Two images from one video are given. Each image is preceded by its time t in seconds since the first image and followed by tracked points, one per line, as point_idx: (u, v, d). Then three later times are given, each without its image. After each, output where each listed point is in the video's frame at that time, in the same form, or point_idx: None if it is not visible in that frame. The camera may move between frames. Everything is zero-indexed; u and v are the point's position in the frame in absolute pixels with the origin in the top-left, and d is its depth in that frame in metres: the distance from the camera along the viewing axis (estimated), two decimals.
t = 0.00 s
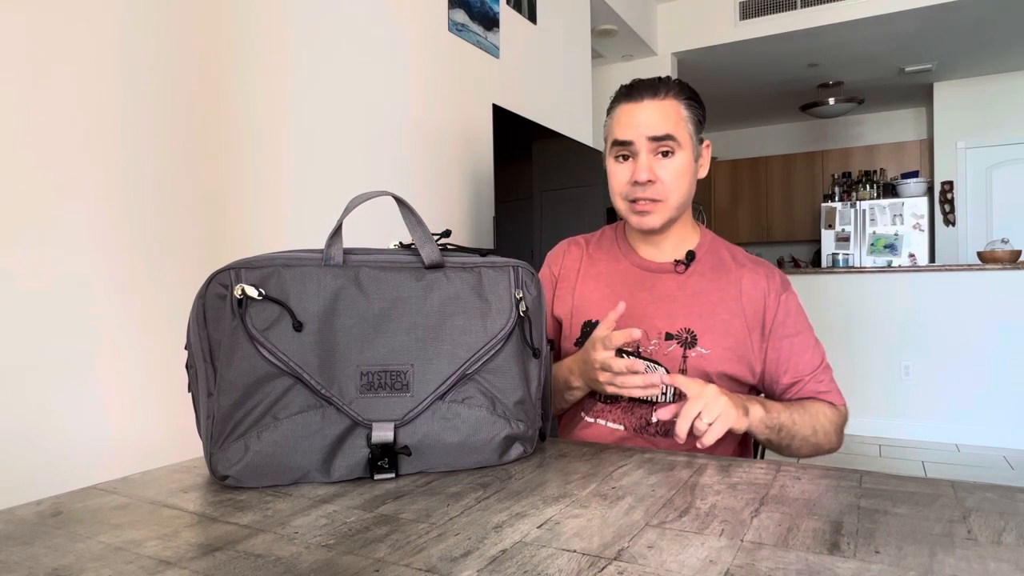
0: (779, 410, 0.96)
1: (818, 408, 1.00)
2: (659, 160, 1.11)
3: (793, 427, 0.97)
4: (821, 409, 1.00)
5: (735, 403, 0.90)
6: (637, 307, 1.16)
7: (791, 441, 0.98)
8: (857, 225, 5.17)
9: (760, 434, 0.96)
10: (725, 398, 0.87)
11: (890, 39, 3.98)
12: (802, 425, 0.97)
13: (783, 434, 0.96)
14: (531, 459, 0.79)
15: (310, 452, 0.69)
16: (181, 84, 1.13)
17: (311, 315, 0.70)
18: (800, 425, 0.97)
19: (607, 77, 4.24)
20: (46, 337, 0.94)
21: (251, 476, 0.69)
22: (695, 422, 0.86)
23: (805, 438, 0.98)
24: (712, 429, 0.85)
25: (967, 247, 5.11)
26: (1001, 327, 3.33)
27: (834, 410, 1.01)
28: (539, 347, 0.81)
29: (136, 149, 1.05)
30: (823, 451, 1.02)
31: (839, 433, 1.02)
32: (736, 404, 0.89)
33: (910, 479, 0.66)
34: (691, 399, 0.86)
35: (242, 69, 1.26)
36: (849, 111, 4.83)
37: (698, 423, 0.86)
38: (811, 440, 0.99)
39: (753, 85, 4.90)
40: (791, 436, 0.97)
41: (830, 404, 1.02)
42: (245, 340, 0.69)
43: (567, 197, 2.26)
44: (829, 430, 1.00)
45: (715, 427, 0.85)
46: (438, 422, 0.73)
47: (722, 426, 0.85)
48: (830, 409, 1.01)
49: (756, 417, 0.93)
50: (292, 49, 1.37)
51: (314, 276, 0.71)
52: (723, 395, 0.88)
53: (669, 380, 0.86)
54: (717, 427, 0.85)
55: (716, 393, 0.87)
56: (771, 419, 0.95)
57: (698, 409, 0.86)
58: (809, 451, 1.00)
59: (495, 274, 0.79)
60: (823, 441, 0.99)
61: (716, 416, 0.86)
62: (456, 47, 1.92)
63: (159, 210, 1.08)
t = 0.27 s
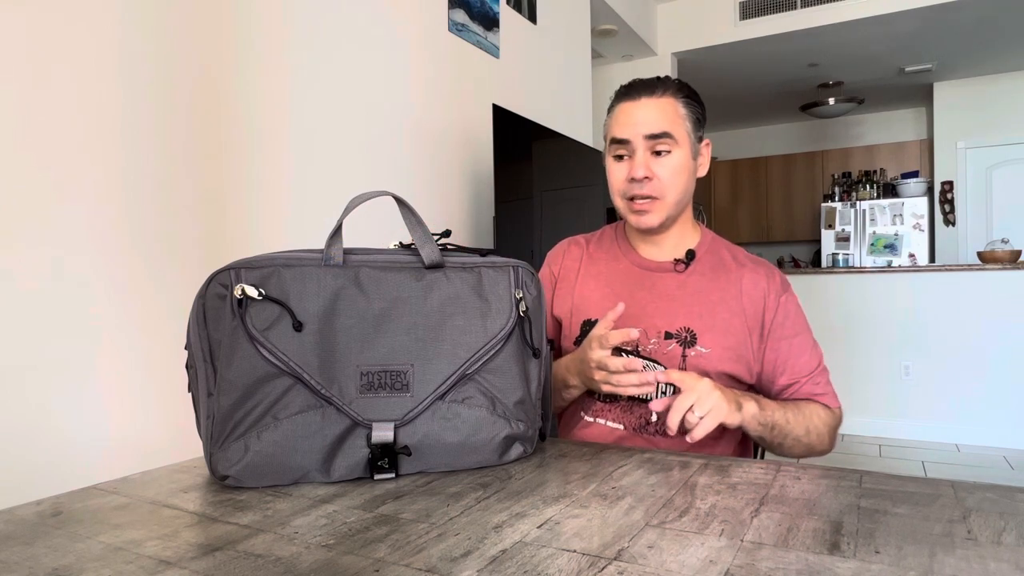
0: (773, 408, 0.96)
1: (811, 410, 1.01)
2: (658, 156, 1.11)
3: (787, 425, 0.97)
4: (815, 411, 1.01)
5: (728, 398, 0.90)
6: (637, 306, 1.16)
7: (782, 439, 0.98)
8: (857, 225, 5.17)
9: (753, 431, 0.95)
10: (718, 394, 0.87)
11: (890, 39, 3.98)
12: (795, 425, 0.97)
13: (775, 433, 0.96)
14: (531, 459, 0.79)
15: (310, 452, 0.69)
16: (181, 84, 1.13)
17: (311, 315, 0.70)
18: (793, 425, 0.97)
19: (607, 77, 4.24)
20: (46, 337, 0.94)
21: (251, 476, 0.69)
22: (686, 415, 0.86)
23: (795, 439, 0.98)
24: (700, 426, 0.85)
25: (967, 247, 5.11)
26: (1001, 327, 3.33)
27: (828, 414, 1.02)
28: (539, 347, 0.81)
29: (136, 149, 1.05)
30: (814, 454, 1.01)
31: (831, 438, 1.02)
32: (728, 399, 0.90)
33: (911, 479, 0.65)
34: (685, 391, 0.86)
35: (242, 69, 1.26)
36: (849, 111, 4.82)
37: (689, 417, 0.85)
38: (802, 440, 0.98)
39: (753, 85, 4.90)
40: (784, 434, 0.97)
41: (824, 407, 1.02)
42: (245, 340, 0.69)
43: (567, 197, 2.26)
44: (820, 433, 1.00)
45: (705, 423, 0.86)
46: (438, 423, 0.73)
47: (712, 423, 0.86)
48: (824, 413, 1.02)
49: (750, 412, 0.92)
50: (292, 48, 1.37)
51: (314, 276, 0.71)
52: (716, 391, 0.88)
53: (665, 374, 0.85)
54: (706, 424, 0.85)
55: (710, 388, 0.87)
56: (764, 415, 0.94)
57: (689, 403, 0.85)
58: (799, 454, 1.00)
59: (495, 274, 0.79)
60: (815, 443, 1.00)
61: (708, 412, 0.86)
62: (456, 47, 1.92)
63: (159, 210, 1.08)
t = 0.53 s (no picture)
0: (766, 404, 0.96)
1: (804, 410, 1.01)
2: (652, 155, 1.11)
3: (778, 423, 0.98)
4: (809, 412, 1.01)
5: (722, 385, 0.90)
6: (636, 302, 1.16)
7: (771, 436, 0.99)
8: (857, 225, 5.16)
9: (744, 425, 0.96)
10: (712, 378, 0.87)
11: (890, 39, 3.98)
12: (786, 424, 0.98)
13: (766, 429, 0.97)
14: (531, 459, 0.79)
15: (310, 452, 0.69)
16: (181, 85, 1.13)
17: (311, 315, 0.70)
18: (785, 424, 0.98)
19: (607, 77, 4.24)
20: (46, 336, 0.94)
21: (251, 476, 0.69)
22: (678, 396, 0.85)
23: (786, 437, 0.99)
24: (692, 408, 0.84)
25: (967, 247, 5.11)
26: (1002, 328, 3.33)
27: (822, 415, 1.02)
28: (539, 347, 0.81)
29: (136, 150, 1.05)
30: (803, 453, 1.03)
31: (822, 439, 1.03)
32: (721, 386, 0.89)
33: (911, 479, 0.65)
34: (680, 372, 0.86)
35: (242, 69, 1.26)
36: (849, 111, 4.82)
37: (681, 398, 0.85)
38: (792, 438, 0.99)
39: (753, 85, 4.90)
40: (774, 432, 0.98)
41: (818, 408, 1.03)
42: (245, 340, 0.69)
43: (567, 197, 2.27)
44: (812, 432, 1.00)
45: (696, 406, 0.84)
46: (438, 422, 0.73)
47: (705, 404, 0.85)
48: (818, 414, 1.02)
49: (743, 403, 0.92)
50: (292, 48, 1.37)
51: (314, 276, 0.71)
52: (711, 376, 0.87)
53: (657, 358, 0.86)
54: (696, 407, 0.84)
55: (704, 372, 0.86)
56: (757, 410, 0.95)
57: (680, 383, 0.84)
58: (788, 450, 1.01)
59: (495, 274, 0.79)
60: (805, 443, 1.01)
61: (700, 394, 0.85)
62: (456, 47, 1.92)
63: (159, 210, 1.09)
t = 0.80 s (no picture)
0: (765, 393, 0.96)
1: (801, 408, 1.01)
2: (651, 156, 1.11)
3: (775, 414, 0.98)
4: (805, 411, 1.01)
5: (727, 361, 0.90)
6: (635, 301, 1.16)
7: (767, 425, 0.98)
8: (857, 225, 5.17)
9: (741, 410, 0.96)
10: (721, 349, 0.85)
11: (890, 39, 3.98)
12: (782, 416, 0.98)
13: (763, 418, 0.97)
14: (531, 459, 0.79)
15: (310, 452, 0.69)
16: (182, 85, 1.13)
17: (311, 315, 0.70)
18: (780, 419, 0.98)
19: (607, 77, 4.24)
20: (46, 336, 0.94)
21: (251, 476, 0.69)
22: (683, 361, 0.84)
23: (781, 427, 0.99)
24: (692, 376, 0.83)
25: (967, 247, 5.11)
26: (1002, 328, 3.33)
27: (819, 415, 1.02)
28: (539, 347, 0.81)
29: (136, 150, 1.05)
30: (798, 451, 1.02)
31: (819, 439, 1.03)
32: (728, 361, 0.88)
33: (911, 479, 0.66)
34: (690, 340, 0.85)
35: (242, 69, 1.26)
36: (849, 111, 4.82)
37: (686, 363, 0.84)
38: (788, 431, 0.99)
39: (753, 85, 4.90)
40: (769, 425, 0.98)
41: (815, 407, 1.03)
42: (245, 340, 0.69)
43: (566, 197, 2.26)
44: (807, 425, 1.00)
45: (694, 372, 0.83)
46: (438, 422, 0.73)
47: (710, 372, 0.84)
48: (815, 414, 1.02)
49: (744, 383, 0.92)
50: (293, 49, 1.37)
51: (314, 276, 0.71)
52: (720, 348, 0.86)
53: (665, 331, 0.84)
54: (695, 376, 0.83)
55: (716, 341, 0.85)
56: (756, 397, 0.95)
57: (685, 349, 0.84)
58: (784, 445, 1.01)
59: (495, 274, 0.79)
60: (801, 440, 1.00)
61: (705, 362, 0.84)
62: (456, 47, 1.92)
63: (159, 211, 1.09)
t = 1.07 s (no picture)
0: (763, 402, 0.96)
1: (806, 408, 0.99)
2: (654, 158, 1.11)
3: (777, 421, 0.96)
4: (810, 410, 0.99)
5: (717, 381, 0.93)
6: (635, 302, 1.16)
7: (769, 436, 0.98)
8: (857, 225, 5.16)
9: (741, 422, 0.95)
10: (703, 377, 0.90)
11: (890, 39, 3.98)
12: (786, 422, 0.97)
13: (764, 427, 0.96)
14: (531, 459, 0.79)
15: (310, 452, 0.69)
16: (181, 85, 1.13)
17: (311, 315, 0.70)
18: (784, 421, 0.97)
19: (607, 77, 4.24)
20: (47, 335, 0.94)
21: (251, 476, 0.69)
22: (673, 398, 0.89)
23: (787, 435, 0.97)
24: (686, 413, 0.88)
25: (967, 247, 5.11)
26: (1002, 328, 3.33)
27: (825, 414, 1.00)
28: (539, 347, 0.81)
29: (136, 150, 1.05)
30: (810, 453, 1.00)
31: (829, 440, 1.00)
32: (716, 384, 0.92)
33: (911, 479, 0.65)
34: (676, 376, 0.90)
35: (242, 69, 1.26)
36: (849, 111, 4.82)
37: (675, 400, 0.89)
38: (793, 439, 0.97)
39: (753, 85, 4.90)
40: (774, 430, 0.97)
41: (821, 407, 1.00)
42: (245, 340, 0.69)
43: (566, 197, 2.26)
44: (813, 430, 0.98)
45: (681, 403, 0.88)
46: (438, 422, 0.73)
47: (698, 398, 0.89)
48: (819, 412, 1.00)
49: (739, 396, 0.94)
50: (292, 49, 1.37)
51: (314, 276, 0.71)
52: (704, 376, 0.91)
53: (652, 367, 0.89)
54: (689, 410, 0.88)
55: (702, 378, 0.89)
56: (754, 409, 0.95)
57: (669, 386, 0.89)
58: (792, 450, 0.99)
59: (495, 274, 0.79)
60: (809, 444, 0.98)
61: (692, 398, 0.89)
62: (456, 47, 1.92)
63: (160, 211, 1.09)
